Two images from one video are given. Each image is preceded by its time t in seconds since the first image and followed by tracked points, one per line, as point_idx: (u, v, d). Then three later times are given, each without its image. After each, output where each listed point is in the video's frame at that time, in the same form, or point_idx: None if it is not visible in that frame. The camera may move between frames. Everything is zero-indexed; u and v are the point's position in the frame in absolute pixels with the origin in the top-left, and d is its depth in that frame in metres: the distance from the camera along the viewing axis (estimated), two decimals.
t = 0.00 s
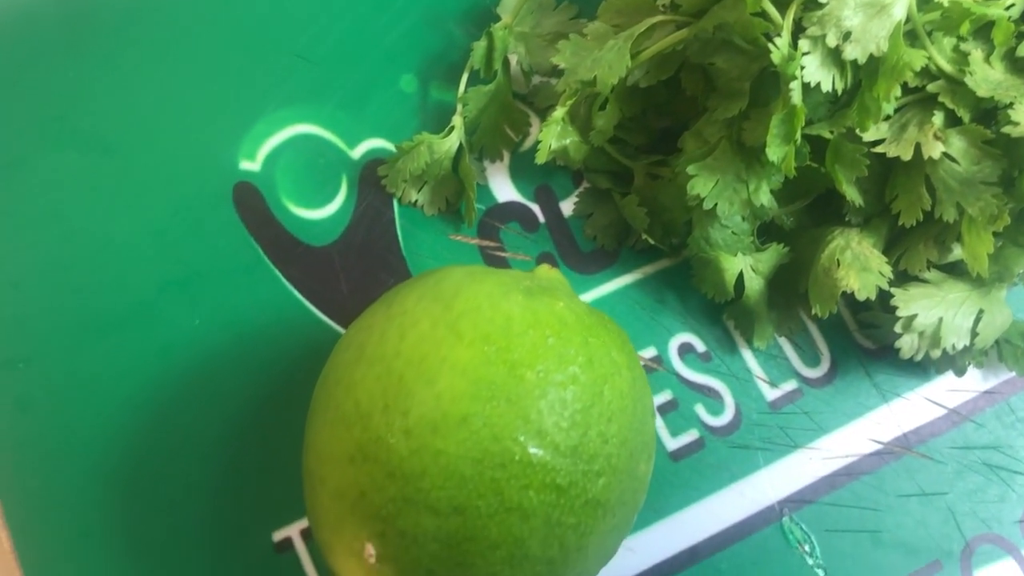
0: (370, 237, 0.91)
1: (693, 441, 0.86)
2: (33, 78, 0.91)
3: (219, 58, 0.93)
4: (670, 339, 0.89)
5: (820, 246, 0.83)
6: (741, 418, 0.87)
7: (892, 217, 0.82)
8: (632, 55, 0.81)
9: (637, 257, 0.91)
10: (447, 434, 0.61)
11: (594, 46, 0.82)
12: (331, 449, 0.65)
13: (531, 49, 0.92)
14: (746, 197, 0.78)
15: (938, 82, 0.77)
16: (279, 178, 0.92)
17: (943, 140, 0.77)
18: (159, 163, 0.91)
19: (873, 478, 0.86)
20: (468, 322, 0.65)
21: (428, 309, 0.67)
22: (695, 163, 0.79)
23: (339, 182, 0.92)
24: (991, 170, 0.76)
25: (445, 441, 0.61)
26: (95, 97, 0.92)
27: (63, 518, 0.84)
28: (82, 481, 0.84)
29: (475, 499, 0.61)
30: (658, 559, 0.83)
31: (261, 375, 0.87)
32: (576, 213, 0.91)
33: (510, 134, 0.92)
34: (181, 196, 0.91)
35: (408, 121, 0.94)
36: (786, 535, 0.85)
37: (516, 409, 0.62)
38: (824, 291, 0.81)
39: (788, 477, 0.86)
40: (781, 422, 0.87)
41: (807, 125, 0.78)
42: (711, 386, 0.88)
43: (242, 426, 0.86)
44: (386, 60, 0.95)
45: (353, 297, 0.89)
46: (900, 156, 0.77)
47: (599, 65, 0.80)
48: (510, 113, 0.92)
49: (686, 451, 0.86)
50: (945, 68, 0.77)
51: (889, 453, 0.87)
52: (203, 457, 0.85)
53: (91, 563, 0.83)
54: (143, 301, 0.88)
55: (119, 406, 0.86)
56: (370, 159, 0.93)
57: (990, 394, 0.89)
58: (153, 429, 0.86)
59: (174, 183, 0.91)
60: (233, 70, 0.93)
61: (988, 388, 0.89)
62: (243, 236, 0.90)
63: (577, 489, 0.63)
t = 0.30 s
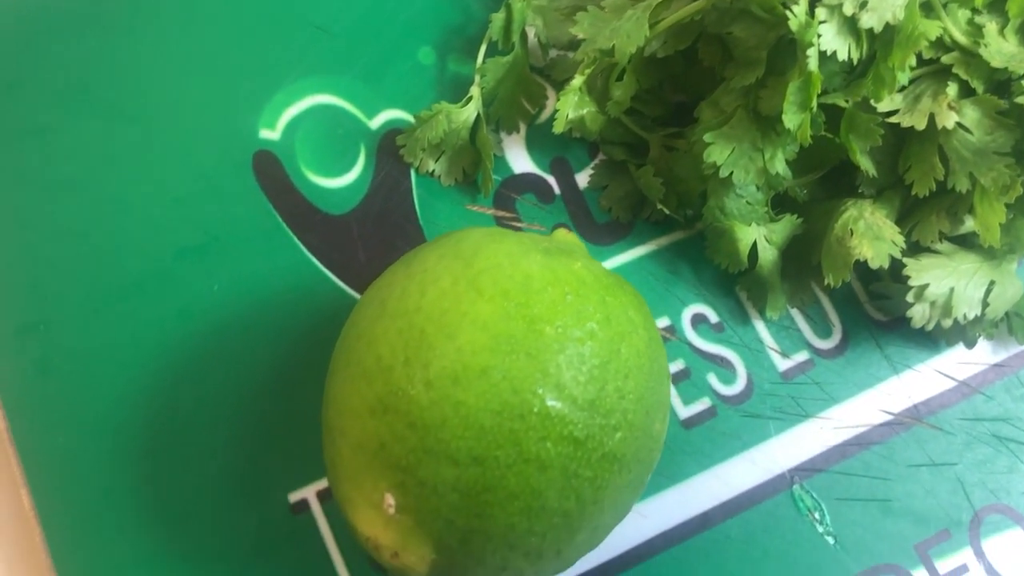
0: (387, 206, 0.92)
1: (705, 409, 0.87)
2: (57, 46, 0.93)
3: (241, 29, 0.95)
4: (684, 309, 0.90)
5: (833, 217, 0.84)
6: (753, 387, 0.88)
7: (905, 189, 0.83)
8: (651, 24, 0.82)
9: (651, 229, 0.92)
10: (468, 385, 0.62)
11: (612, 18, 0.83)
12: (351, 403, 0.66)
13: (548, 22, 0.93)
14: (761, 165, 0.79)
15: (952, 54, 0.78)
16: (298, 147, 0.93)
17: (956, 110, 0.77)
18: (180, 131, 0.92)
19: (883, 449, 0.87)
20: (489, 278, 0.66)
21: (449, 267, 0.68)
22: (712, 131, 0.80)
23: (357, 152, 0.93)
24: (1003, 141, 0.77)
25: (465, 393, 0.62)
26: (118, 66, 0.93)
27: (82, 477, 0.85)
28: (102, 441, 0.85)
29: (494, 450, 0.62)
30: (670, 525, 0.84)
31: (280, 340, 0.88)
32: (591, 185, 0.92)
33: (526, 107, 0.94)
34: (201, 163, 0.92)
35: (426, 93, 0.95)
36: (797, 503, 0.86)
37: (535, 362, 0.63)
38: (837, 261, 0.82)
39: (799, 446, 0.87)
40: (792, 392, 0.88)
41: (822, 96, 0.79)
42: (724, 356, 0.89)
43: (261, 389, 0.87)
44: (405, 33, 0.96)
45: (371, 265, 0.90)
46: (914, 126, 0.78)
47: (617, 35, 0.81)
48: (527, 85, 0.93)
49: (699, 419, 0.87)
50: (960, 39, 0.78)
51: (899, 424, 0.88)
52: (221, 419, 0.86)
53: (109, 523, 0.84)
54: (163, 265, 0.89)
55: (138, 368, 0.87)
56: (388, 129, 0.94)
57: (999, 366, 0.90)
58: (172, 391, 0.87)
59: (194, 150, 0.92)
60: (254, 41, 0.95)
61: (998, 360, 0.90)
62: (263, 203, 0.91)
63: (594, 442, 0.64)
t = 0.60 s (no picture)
0: (390, 177, 0.93)
1: (704, 380, 0.88)
2: (64, 17, 0.94)
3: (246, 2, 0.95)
4: (683, 282, 0.91)
5: (833, 188, 0.84)
6: (752, 358, 0.89)
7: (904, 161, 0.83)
8: None
9: (652, 202, 0.93)
10: (468, 341, 0.63)
11: None
12: (353, 360, 0.66)
13: None
14: (762, 135, 0.80)
15: (952, 27, 0.79)
16: (302, 119, 0.93)
17: (955, 81, 0.78)
18: (184, 102, 0.93)
19: (880, 421, 0.88)
20: (490, 238, 0.67)
21: (450, 228, 0.69)
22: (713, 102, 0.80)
23: (361, 124, 0.94)
24: (1002, 111, 0.77)
25: (466, 349, 0.63)
26: (124, 37, 0.94)
27: (86, 441, 0.86)
28: (105, 406, 0.86)
29: (494, 406, 0.62)
30: (667, 493, 0.85)
31: (282, 308, 0.89)
32: (593, 158, 0.93)
33: (529, 81, 0.94)
34: (205, 133, 0.92)
35: (429, 67, 0.96)
36: (794, 473, 0.86)
37: (535, 320, 0.64)
38: (836, 232, 0.82)
39: (797, 417, 0.87)
40: (790, 363, 0.89)
41: (822, 66, 0.80)
42: (723, 328, 0.90)
43: (263, 356, 0.88)
44: (409, 7, 0.97)
45: (373, 235, 0.91)
46: (913, 97, 0.79)
47: (618, 6, 0.82)
48: (530, 59, 0.93)
49: (697, 389, 0.88)
50: (959, 12, 0.79)
51: (897, 396, 0.88)
52: (224, 386, 0.87)
53: (112, 485, 0.85)
54: (167, 234, 0.90)
55: (142, 335, 0.88)
56: (391, 102, 0.95)
57: (997, 340, 0.90)
58: (175, 358, 0.87)
59: (198, 121, 0.93)
60: (259, 14, 0.95)
61: (996, 335, 0.90)
62: (266, 174, 0.92)
63: (592, 400, 0.65)
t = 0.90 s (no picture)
0: (406, 148, 0.95)
1: (711, 349, 0.90)
2: None
3: None
4: (691, 254, 0.92)
5: (839, 161, 0.86)
6: (758, 329, 0.91)
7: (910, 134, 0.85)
8: None
9: (662, 176, 0.94)
10: (484, 294, 0.65)
11: None
12: (371, 315, 0.68)
13: None
14: (770, 106, 0.82)
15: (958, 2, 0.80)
16: (320, 90, 0.95)
17: (960, 55, 0.80)
18: (205, 72, 0.95)
19: (884, 391, 0.89)
20: (507, 198, 0.69)
21: (467, 189, 0.71)
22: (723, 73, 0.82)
23: (377, 96, 0.96)
24: (1006, 85, 0.79)
25: (482, 302, 0.64)
26: (147, 9, 0.96)
27: (106, 400, 0.87)
28: (124, 366, 0.88)
29: (509, 357, 0.64)
30: (674, 458, 0.87)
31: (298, 274, 0.91)
32: (604, 132, 0.95)
33: (542, 56, 0.95)
34: (225, 103, 0.94)
35: (444, 41, 0.98)
36: (799, 441, 0.88)
37: (550, 274, 0.66)
38: (843, 203, 0.84)
39: (802, 387, 0.89)
40: (796, 334, 0.91)
41: (830, 40, 0.82)
42: (730, 299, 0.91)
43: (279, 320, 0.90)
44: None
45: (389, 204, 0.93)
46: (919, 71, 0.81)
47: None
48: (544, 34, 0.95)
49: (704, 358, 0.89)
50: None
51: (900, 367, 0.90)
52: (241, 349, 0.89)
53: (130, 443, 0.87)
54: (187, 200, 0.92)
55: (161, 298, 0.90)
56: (407, 76, 0.97)
57: (999, 314, 0.92)
58: (193, 320, 0.89)
59: (218, 91, 0.94)
60: None
61: (998, 309, 0.92)
62: (284, 143, 0.94)
63: (603, 354, 0.67)
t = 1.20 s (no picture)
0: (413, 125, 0.96)
1: (708, 330, 0.91)
2: None
3: None
4: (692, 237, 0.94)
5: (840, 147, 0.87)
6: (756, 312, 0.92)
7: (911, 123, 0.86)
8: None
9: (666, 159, 0.96)
10: (485, 258, 0.66)
11: None
12: (375, 277, 0.70)
13: None
14: (773, 90, 0.83)
15: None
16: (332, 66, 0.97)
17: (962, 44, 0.81)
18: (218, 45, 0.96)
19: (878, 376, 0.91)
20: (511, 167, 0.70)
21: (473, 158, 0.72)
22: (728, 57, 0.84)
23: (387, 73, 0.97)
24: (1006, 75, 0.80)
25: (483, 266, 0.66)
26: None
27: (111, 361, 0.89)
28: (130, 329, 0.90)
29: (508, 320, 0.65)
30: (669, 436, 0.88)
31: (304, 244, 0.92)
32: (610, 115, 0.96)
33: (551, 39, 0.97)
34: (237, 76, 0.96)
35: (455, 21, 0.99)
36: (792, 422, 0.89)
37: (550, 242, 0.67)
38: (842, 188, 0.85)
39: (797, 369, 0.90)
40: (793, 318, 0.92)
41: (834, 26, 0.83)
42: (728, 282, 0.93)
43: (284, 288, 0.91)
44: None
45: (395, 179, 0.94)
46: (921, 59, 0.82)
47: None
48: (554, 17, 0.96)
49: (702, 339, 0.91)
50: None
51: (896, 353, 0.91)
52: (246, 316, 0.90)
53: (134, 404, 0.88)
54: (197, 169, 0.94)
55: (169, 263, 0.91)
56: (417, 54, 0.98)
57: (995, 305, 0.93)
58: (199, 286, 0.91)
59: (231, 64, 0.96)
60: None
61: (994, 300, 0.93)
62: (294, 117, 0.96)
63: (601, 321, 0.68)
